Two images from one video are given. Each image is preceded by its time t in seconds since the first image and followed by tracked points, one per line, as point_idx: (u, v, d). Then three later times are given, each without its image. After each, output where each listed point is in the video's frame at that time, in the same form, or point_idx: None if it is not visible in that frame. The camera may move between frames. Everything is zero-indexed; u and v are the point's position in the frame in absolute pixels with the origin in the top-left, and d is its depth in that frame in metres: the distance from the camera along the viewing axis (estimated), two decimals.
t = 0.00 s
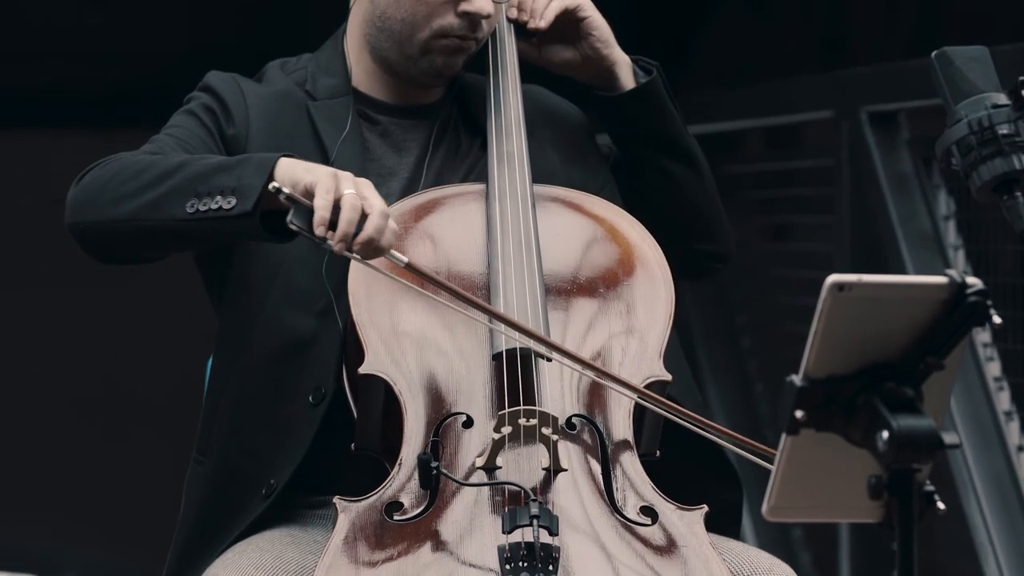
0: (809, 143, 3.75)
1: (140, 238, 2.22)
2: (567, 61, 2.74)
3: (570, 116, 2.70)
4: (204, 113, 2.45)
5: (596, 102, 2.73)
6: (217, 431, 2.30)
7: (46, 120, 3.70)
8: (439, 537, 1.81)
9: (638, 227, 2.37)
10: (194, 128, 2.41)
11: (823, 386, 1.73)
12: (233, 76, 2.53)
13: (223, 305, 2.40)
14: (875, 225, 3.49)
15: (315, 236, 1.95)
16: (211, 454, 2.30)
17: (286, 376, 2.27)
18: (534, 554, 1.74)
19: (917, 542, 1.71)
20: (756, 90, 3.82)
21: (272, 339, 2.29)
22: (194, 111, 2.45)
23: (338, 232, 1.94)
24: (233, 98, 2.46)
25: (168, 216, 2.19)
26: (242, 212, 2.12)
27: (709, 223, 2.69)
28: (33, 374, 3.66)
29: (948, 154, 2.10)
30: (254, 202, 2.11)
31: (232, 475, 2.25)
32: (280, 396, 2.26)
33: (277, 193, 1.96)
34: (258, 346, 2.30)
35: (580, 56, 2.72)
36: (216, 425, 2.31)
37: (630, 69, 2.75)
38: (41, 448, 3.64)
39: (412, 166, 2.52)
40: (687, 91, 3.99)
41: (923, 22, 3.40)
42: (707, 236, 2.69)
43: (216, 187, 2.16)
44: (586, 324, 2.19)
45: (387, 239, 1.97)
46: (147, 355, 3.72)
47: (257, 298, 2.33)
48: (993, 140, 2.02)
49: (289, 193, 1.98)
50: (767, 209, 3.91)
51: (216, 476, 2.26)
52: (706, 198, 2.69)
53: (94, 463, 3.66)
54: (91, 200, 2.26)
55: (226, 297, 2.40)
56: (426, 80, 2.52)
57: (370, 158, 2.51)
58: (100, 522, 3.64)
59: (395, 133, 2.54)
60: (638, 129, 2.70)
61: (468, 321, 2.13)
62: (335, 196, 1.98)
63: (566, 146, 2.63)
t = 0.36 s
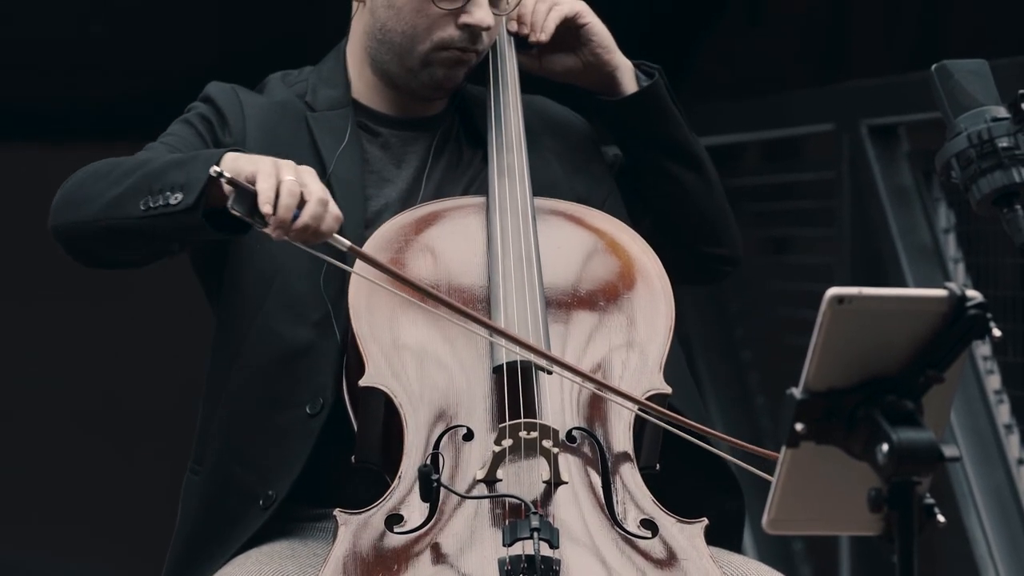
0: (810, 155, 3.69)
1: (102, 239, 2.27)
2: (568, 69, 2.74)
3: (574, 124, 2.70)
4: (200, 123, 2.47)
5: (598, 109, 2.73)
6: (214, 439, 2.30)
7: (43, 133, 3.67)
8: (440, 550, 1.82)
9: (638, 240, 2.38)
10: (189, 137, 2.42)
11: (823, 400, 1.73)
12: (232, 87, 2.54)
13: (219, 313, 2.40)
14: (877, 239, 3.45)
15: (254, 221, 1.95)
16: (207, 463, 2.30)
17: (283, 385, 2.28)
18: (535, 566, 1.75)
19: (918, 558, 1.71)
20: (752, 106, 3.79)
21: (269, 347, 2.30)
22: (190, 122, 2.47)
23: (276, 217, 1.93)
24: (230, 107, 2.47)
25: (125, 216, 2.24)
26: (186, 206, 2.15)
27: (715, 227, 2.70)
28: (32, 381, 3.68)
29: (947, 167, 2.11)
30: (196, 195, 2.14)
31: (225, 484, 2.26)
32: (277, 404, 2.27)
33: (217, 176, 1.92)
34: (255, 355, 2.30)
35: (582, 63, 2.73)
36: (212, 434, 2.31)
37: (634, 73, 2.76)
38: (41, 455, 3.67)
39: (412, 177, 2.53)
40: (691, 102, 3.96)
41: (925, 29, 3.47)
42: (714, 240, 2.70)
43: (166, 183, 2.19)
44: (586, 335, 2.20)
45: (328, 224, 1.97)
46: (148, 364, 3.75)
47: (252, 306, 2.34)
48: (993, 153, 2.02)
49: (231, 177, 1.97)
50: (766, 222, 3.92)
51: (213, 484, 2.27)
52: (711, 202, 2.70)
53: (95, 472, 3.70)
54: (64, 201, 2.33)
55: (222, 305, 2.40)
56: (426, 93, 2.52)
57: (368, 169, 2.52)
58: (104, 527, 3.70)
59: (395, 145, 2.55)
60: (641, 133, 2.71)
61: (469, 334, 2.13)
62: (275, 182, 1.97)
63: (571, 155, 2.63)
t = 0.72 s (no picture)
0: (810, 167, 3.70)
1: (75, 246, 2.32)
2: (569, 81, 2.74)
3: (575, 136, 2.70)
4: (195, 133, 2.46)
5: (598, 121, 2.74)
6: (210, 451, 2.31)
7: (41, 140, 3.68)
8: (439, 561, 1.83)
9: (636, 252, 2.38)
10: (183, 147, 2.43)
11: (822, 412, 1.78)
12: (229, 98, 2.54)
13: (214, 323, 2.41)
14: (875, 251, 3.45)
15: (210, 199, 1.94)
16: (203, 473, 2.30)
17: (280, 396, 2.29)
18: None
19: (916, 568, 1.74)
20: (753, 115, 3.79)
21: (264, 357, 2.31)
22: (187, 129, 2.46)
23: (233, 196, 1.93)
24: (226, 119, 2.47)
25: (92, 218, 2.29)
26: (146, 198, 2.22)
27: (717, 239, 2.70)
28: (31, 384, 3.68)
29: (945, 179, 2.11)
30: (154, 186, 2.22)
31: (221, 494, 2.26)
32: (273, 415, 2.28)
33: (171, 155, 1.83)
34: (251, 366, 2.30)
35: (582, 74, 2.73)
36: (207, 446, 2.32)
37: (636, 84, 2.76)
38: (38, 463, 3.65)
39: (410, 189, 2.53)
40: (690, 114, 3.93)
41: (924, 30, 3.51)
42: (717, 253, 2.71)
43: (130, 181, 2.26)
44: (584, 347, 2.20)
45: (281, 206, 1.97)
46: (148, 371, 3.75)
47: (245, 317, 2.34)
48: (990, 165, 2.03)
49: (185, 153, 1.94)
50: (765, 233, 3.86)
51: (209, 496, 2.27)
52: (714, 216, 2.70)
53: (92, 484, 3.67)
54: (43, 214, 2.39)
55: (217, 314, 2.40)
56: (426, 105, 2.53)
57: (365, 181, 2.52)
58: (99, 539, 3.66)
59: (394, 157, 2.55)
60: (640, 143, 2.71)
61: (467, 345, 2.13)
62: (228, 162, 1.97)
63: (570, 167, 2.64)
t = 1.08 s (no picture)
0: (807, 181, 3.70)
1: (60, 251, 2.31)
2: (570, 93, 2.75)
3: (575, 148, 2.70)
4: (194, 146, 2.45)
5: (600, 134, 2.74)
6: (205, 462, 2.31)
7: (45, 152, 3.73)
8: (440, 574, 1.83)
9: (637, 264, 2.38)
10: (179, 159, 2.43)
11: (822, 424, 1.79)
12: (228, 110, 2.55)
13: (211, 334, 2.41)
14: (875, 262, 3.44)
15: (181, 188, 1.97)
16: (199, 485, 2.31)
17: (278, 406, 2.29)
18: None
19: None
20: (751, 129, 3.78)
21: (260, 368, 2.31)
22: (188, 131, 2.44)
23: (204, 185, 1.96)
24: (225, 132, 2.48)
25: (75, 219, 2.28)
26: (125, 194, 2.22)
27: (718, 251, 2.71)
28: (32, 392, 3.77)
29: (945, 192, 2.12)
30: (133, 181, 2.22)
31: (218, 505, 2.26)
32: (269, 426, 2.28)
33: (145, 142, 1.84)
34: (249, 377, 2.31)
35: (583, 87, 2.74)
36: (203, 457, 2.32)
37: (638, 95, 2.77)
38: (39, 471, 3.72)
39: (410, 201, 2.54)
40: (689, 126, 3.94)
41: (923, 44, 3.52)
42: (718, 265, 2.71)
43: (111, 181, 2.26)
44: (585, 359, 2.21)
45: (254, 194, 2.00)
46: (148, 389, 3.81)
47: (239, 330, 2.34)
48: (991, 178, 2.03)
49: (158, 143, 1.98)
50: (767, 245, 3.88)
51: (206, 508, 2.27)
52: (716, 229, 2.70)
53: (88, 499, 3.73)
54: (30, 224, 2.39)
55: (214, 325, 2.40)
56: (426, 118, 2.53)
57: (365, 193, 2.53)
58: (99, 548, 3.72)
59: (395, 169, 2.55)
60: (641, 157, 2.71)
61: (468, 357, 2.14)
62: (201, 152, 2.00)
63: (571, 179, 2.64)
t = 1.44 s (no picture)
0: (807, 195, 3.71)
1: (51, 258, 2.29)
2: (573, 107, 2.76)
3: (577, 162, 2.71)
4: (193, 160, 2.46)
5: (602, 148, 2.74)
6: (200, 471, 2.31)
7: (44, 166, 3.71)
8: None
9: (637, 279, 2.39)
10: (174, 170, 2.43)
11: (823, 436, 1.80)
12: (229, 123, 2.55)
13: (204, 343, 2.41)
14: (876, 274, 3.44)
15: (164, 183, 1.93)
16: (192, 495, 2.31)
17: (274, 417, 2.29)
18: None
19: None
20: (754, 142, 3.80)
21: (257, 379, 2.31)
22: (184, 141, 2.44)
23: (187, 178, 1.93)
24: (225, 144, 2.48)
25: (65, 225, 2.26)
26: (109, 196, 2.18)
27: (722, 266, 2.71)
28: (34, 407, 3.75)
29: (946, 207, 2.12)
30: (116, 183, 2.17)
31: (211, 515, 2.26)
32: (265, 436, 2.29)
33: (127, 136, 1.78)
34: (244, 387, 2.31)
35: (585, 100, 2.75)
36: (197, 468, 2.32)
37: (640, 108, 2.77)
38: (38, 483, 3.73)
39: (411, 213, 2.54)
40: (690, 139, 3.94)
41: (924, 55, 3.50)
42: (722, 279, 2.71)
43: (99, 185, 2.23)
44: (587, 372, 2.21)
45: (236, 188, 1.97)
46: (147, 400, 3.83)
47: (236, 341, 2.34)
48: (991, 193, 2.03)
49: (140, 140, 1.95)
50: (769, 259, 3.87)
51: (200, 518, 2.27)
52: (718, 244, 2.70)
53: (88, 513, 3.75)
54: (29, 232, 2.37)
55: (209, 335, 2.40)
56: (427, 132, 2.54)
57: (365, 206, 2.53)
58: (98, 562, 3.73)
59: (396, 182, 2.56)
60: (643, 171, 2.71)
61: (468, 370, 2.14)
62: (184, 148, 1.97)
63: (571, 192, 2.65)
